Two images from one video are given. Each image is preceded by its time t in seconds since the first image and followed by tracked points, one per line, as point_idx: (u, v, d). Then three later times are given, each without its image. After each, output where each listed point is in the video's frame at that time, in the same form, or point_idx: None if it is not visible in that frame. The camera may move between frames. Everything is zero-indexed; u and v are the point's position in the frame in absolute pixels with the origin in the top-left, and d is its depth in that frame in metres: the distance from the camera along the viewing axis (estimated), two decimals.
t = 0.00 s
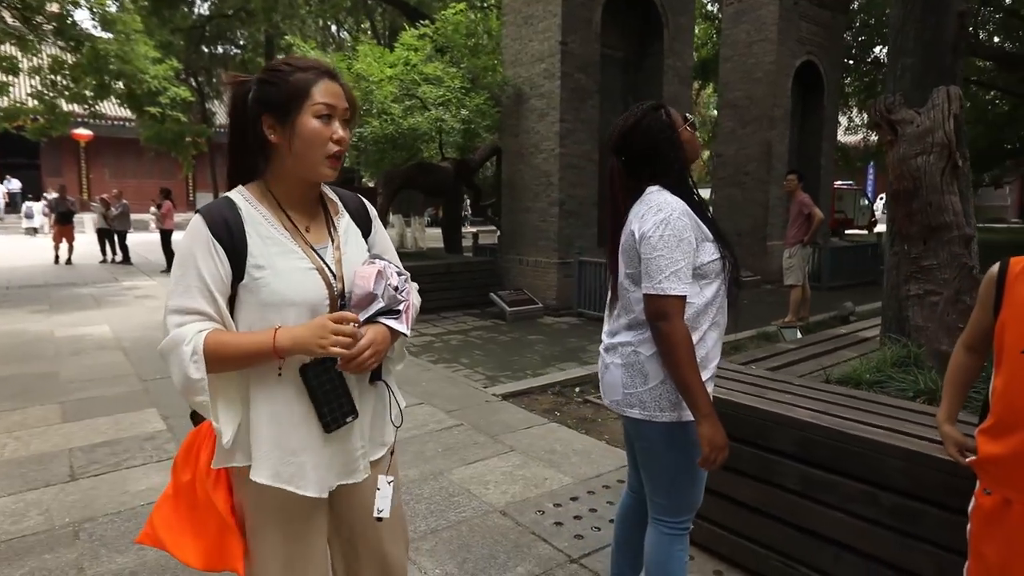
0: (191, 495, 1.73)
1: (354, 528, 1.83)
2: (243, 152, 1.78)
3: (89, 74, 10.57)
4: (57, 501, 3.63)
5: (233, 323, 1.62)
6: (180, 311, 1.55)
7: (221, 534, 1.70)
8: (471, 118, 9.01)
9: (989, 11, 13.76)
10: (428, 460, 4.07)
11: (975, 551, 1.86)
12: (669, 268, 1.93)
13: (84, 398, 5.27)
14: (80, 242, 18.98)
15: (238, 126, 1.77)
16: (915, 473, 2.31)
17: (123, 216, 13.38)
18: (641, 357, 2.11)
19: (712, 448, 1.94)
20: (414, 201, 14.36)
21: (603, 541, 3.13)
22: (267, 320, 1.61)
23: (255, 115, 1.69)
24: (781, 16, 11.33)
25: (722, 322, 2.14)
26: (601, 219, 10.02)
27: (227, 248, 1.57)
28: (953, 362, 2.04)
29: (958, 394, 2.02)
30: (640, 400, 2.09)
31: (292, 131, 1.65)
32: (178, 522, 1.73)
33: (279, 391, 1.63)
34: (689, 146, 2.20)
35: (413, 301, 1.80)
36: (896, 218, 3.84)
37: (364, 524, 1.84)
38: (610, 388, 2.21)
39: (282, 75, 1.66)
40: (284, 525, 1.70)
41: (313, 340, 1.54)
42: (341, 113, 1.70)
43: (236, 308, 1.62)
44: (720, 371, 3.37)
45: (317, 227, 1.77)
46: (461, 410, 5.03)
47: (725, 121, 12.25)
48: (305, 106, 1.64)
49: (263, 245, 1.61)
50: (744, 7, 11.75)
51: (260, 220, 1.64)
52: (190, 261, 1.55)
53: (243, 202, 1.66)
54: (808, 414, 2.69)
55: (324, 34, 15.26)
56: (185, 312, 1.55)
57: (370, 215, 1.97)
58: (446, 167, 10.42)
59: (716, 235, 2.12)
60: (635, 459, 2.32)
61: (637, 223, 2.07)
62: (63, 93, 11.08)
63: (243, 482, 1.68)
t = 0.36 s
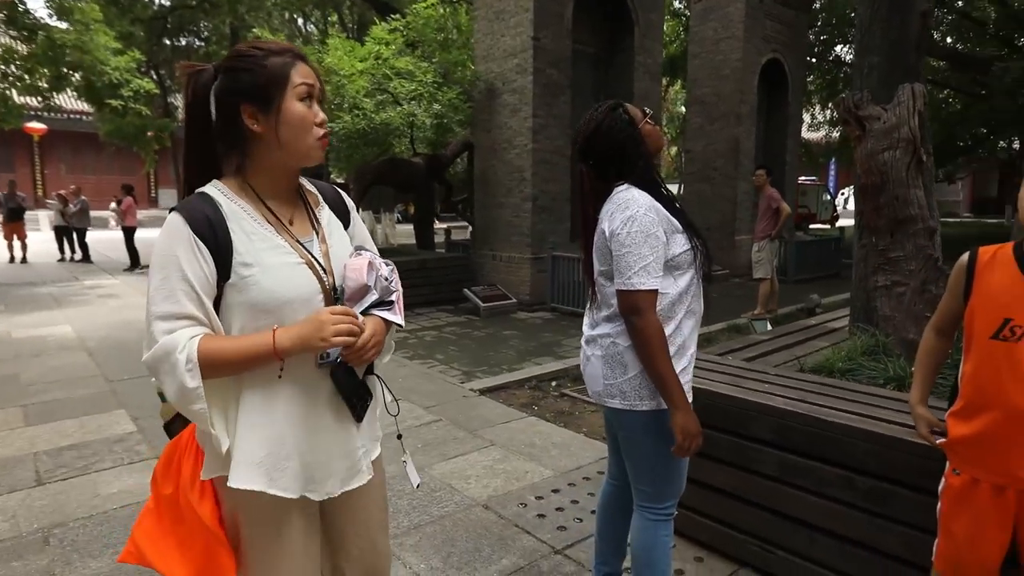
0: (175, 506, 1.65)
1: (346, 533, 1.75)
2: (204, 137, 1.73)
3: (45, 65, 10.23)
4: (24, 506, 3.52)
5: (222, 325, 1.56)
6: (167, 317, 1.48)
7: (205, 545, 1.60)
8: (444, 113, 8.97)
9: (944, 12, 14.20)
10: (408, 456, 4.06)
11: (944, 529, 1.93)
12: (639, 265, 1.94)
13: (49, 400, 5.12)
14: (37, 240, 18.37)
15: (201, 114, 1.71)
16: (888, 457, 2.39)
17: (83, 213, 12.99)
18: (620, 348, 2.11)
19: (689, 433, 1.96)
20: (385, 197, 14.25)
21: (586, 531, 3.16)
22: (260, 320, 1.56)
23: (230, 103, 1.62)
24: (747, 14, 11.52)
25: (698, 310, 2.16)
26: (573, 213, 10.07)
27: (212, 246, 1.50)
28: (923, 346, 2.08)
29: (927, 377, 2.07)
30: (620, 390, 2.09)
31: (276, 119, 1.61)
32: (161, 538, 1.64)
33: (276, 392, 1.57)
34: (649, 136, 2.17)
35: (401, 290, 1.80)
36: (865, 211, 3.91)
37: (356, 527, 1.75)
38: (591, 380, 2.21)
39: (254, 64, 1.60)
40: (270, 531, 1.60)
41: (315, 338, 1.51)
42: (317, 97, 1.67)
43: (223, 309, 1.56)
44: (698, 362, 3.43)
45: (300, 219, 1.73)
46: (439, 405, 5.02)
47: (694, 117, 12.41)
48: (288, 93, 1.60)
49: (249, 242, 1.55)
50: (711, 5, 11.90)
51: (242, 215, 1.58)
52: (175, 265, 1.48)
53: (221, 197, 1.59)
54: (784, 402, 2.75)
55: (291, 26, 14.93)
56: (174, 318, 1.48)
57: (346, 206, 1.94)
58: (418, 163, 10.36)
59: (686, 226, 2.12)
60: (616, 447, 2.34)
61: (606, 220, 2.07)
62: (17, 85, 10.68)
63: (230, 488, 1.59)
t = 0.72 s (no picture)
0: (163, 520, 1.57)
1: (333, 533, 1.77)
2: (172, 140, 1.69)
3: None
4: None
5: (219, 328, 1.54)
6: (167, 323, 1.45)
7: (202, 559, 1.52)
8: (410, 113, 8.97)
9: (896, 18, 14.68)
10: (380, 457, 4.05)
11: (899, 515, 2.01)
12: (606, 263, 1.99)
13: (4, 408, 4.96)
14: None
15: (171, 116, 1.68)
16: (849, 447, 2.48)
17: (35, 214, 12.58)
18: (587, 346, 2.15)
19: (647, 428, 2.02)
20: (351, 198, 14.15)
21: (558, 528, 3.20)
22: (258, 318, 1.56)
23: (207, 106, 1.61)
24: (709, 18, 11.74)
25: (660, 307, 2.21)
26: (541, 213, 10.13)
27: (208, 250, 1.49)
28: (877, 342, 2.17)
29: (881, 371, 2.16)
30: (588, 387, 2.13)
31: (257, 121, 1.61)
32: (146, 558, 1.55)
33: (282, 387, 1.58)
34: (609, 140, 2.19)
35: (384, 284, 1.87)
36: (823, 211, 4.03)
37: (342, 526, 1.79)
38: (558, 378, 2.24)
39: (231, 66, 1.59)
40: (268, 532, 1.62)
41: (319, 330, 1.56)
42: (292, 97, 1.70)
43: (218, 312, 1.54)
44: (665, 358, 3.50)
45: (282, 218, 1.75)
46: (410, 406, 5.03)
47: (658, 118, 12.60)
48: (267, 95, 1.61)
49: (242, 242, 1.55)
50: (675, 9, 12.08)
51: (230, 216, 1.58)
52: (172, 270, 1.45)
53: (204, 200, 1.57)
54: (749, 396, 2.83)
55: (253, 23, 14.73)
56: (175, 323, 1.45)
57: (315, 206, 1.96)
58: (384, 163, 10.31)
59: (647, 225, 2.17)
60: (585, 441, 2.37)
61: (571, 222, 2.11)
62: None
63: (230, 491, 1.58)
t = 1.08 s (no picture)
0: (155, 505, 1.60)
1: (316, 517, 1.84)
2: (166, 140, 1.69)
3: None
4: None
5: (218, 312, 1.58)
6: (172, 307, 1.48)
7: (197, 538, 1.56)
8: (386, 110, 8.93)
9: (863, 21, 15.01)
10: (358, 454, 4.04)
11: (867, 498, 2.07)
12: (581, 254, 2.00)
13: None
14: None
15: (163, 113, 1.69)
16: (819, 433, 2.54)
17: None
18: (560, 336, 2.17)
19: (633, 410, 2.03)
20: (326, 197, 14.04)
21: (537, 520, 3.22)
22: (258, 302, 1.61)
23: (203, 101, 1.62)
24: (683, 18, 11.87)
25: (631, 297, 2.23)
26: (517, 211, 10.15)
27: (209, 235, 1.53)
28: (846, 330, 2.22)
29: (849, 359, 2.21)
30: (562, 376, 2.15)
31: (254, 111, 1.65)
32: (137, 543, 1.58)
33: (281, 370, 1.67)
34: (581, 134, 2.22)
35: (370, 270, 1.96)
36: (794, 206, 4.11)
37: (325, 510, 1.86)
38: (533, 369, 2.26)
39: (225, 60, 1.61)
40: (260, 514, 1.66)
41: (320, 316, 1.64)
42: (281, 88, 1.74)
43: (217, 297, 1.58)
44: (642, 352, 3.55)
45: (275, 208, 1.80)
46: (389, 403, 5.01)
47: (632, 117, 12.71)
48: (261, 85, 1.65)
49: (241, 228, 1.60)
50: (649, 8, 12.20)
51: (228, 203, 1.62)
52: (176, 254, 1.48)
53: (203, 188, 1.61)
54: (724, 387, 2.89)
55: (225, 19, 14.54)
56: (180, 306, 1.48)
57: (298, 197, 1.98)
58: (360, 161, 10.25)
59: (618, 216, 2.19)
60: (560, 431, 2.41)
61: (546, 213, 2.12)
62: None
63: (224, 473, 1.63)
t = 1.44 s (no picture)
0: (149, 496, 1.58)
1: (307, 508, 1.85)
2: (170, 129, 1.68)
3: None
4: None
5: (212, 302, 1.58)
6: (166, 294, 1.47)
7: (192, 529, 1.56)
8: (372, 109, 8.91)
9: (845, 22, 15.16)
10: (345, 453, 4.02)
11: (851, 492, 2.08)
12: (553, 251, 1.99)
13: None
14: None
15: (173, 106, 1.65)
16: (805, 429, 2.56)
17: None
18: (537, 332, 2.16)
19: (601, 412, 2.03)
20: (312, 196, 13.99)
21: (525, 518, 3.22)
22: (252, 293, 1.61)
23: (211, 94, 1.62)
24: (669, 17, 11.90)
25: (612, 294, 2.22)
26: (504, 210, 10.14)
27: (205, 226, 1.53)
28: (836, 325, 2.24)
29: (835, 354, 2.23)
30: (540, 371, 2.14)
31: (260, 110, 1.64)
32: (131, 533, 1.58)
33: (274, 360, 1.66)
34: (565, 137, 2.21)
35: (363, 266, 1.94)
36: (779, 205, 4.13)
37: (317, 502, 1.86)
38: (514, 364, 2.26)
39: (239, 59, 1.62)
40: (254, 506, 1.65)
41: (311, 309, 1.62)
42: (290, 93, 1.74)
43: (211, 287, 1.58)
44: (630, 349, 3.56)
45: (271, 204, 1.80)
46: (376, 403, 5.00)
47: (619, 116, 12.76)
48: (270, 87, 1.65)
49: (238, 220, 1.60)
50: (635, 8, 12.24)
51: (225, 197, 1.62)
52: (171, 243, 1.48)
53: (200, 180, 1.61)
54: (710, 384, 2.90)
55: (209, 16, 14.46)
56: (173, 294, 1.48)
57: (294, 196, 1.97)
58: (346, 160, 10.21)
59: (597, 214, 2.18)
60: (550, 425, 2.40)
61: (523, 211, 2.12)
62: None
63: (219, 463, 1.62)
